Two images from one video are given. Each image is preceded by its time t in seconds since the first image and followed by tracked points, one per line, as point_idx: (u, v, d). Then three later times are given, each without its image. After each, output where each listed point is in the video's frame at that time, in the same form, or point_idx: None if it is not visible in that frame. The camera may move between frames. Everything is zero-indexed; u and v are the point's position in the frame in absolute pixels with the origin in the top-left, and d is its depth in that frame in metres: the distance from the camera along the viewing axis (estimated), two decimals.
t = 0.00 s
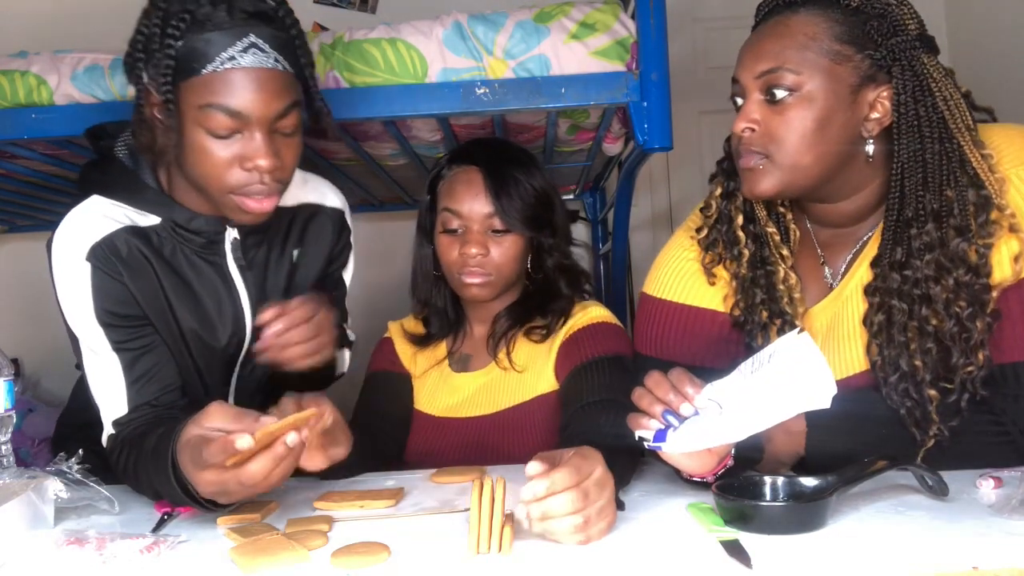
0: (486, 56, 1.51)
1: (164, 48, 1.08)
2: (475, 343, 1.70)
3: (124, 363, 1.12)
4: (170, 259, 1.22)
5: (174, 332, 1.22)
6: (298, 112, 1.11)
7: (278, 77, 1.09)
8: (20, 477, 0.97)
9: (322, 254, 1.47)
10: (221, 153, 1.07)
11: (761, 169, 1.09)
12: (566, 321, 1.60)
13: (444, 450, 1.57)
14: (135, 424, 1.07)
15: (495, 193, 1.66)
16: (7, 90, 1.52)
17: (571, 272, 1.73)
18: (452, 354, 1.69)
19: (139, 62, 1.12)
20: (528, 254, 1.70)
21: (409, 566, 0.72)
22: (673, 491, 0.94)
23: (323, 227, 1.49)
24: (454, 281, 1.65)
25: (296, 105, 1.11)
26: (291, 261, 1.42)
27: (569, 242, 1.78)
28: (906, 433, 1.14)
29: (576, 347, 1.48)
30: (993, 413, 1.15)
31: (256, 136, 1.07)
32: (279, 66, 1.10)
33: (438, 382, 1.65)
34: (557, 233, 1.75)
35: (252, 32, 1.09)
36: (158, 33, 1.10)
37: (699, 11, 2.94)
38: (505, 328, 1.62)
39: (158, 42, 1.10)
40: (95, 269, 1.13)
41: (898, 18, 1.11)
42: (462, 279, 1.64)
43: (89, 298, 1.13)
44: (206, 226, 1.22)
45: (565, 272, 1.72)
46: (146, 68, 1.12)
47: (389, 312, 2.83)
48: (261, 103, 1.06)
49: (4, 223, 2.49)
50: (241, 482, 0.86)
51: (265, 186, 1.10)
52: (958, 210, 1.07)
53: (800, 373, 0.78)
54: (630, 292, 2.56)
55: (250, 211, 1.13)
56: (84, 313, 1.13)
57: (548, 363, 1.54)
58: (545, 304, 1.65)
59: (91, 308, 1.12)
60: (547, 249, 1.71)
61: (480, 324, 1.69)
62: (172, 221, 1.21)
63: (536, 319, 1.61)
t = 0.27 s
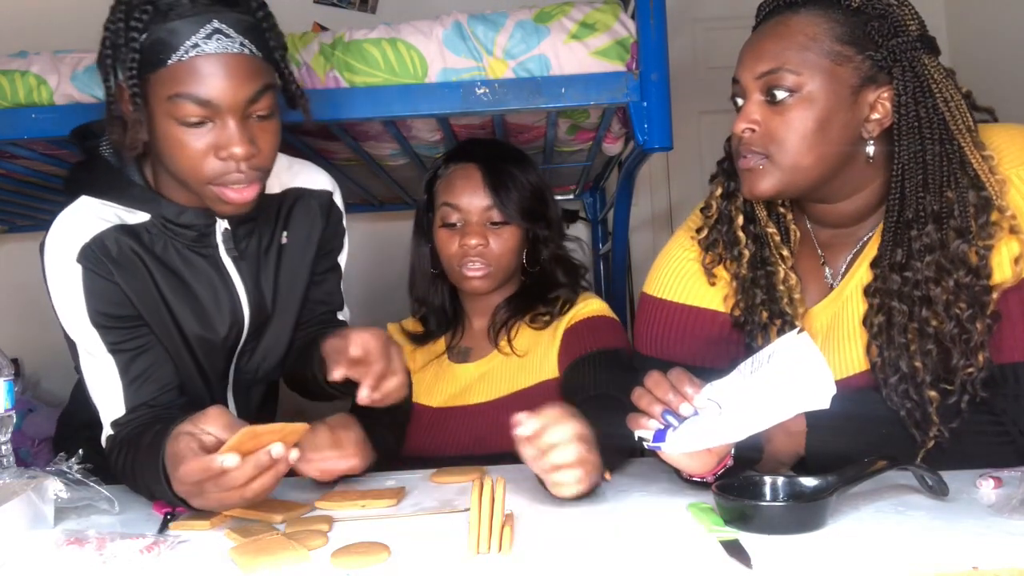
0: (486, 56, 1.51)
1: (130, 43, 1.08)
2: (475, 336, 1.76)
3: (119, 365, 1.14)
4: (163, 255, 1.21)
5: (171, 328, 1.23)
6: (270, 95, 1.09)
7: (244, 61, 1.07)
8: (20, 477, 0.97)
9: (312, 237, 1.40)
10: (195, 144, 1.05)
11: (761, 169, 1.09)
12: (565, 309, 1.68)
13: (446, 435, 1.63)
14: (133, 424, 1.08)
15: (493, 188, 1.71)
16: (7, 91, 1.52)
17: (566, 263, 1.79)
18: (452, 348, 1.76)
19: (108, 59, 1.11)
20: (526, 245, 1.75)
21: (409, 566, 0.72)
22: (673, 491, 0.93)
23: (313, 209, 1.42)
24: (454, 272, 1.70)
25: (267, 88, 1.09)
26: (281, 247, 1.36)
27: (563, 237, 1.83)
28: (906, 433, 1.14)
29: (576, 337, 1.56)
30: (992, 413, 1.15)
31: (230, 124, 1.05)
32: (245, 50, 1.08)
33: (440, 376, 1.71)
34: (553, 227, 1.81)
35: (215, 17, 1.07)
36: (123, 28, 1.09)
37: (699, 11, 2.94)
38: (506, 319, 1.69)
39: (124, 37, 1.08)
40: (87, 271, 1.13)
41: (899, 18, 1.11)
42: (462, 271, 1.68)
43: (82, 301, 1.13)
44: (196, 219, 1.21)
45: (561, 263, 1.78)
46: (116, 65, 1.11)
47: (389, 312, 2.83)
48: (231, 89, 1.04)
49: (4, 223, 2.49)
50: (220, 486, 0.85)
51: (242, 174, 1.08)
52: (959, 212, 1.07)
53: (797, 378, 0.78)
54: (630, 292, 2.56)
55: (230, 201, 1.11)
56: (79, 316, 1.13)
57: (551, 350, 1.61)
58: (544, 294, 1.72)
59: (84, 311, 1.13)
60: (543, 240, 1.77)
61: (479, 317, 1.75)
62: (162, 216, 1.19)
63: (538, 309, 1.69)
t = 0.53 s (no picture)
0: (486, 56, 1.51)
1: (108, 47, 1.08)
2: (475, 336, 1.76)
3: (114, 367, 1.13)
4: (152, 255, 1.21)
5: (163, 329, 1.23)
6: (254, 90, 1.08)
7: (226, 57, 1.07)
8: (20, 477, 0.97)
9: (301, 231, 1.38)
10: (184, 145, 1.05)
11: (761, 170, 1.09)
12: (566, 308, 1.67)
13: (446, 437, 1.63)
14: (132, 425, 1.08)
15: (494, 188, 1.74)
16: (7, 90, 1.52)
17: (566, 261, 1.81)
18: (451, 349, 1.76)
19: (88, 67, 1.11)
20: (527, 244, 1.77)
21: (409, 566, 0.72)
22: (673, 491, 0.93)
23: (300, 202, 1.39)
24: (457, 269, 1.72)
25: (252, 83, 1.08)
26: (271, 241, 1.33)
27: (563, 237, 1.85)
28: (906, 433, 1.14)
29: (574, 335, 1.56)
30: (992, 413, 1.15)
31: (217, 122, 1.04)
32: (225, 46, 1.07)
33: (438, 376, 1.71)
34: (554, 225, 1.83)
35: (192, 15, 1.07)
36: (100, 33, 1.08)
37: (699, 11, 2.94)
38: (505, 317, 1.69)
39: (101, 41, 1.09)
40: (75, 275, 1.13)
41: (900, 19, 1.10)
42: (465, 267, 1.71)
43: (71, 304, 1.13)
44: (184, 219, 1.20)
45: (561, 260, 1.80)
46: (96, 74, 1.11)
47: (389, 312, 2.83)
48: (215, 87, 1.04)
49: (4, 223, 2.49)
50: (233, 481, 0.86)
51: (234, 172, 1.07)
52: (959, 213, 1.07)
53: (793, 389, 0.77)
54: (630, 292, 2.56)
55: (224, 202, 1.10)
56: (70, 319, 1.13)
57: (550, 348, 1.61)
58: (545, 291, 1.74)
59: (74, 314, 1.13)
60: (544, 237, 1.78)
61: (479, 316, 1.77)
62: (150, 218, 1.19)
63: (537, 308, 1.69)
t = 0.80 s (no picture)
0: (486, 56, 1.51)
1: (94, 59, 1.09)
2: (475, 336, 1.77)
3: (113, 368, 1.14)
4: (149, 258, 1.21)
5: (161, 332, 1.23)
6: (242, 108, 1.07)
7: (209, 75, 1.06)
8: (20, 477, 0.97)
9: (305, 235, 1.37)
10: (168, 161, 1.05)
11: (762, 172, 1.09)
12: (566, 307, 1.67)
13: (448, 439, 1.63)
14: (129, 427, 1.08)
15: (496, 188, 1.74)
16: (7, 91, 1.52)
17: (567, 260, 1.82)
18: (452, 349, 1.77)
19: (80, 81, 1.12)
20: (528, 244, 1.77)
21: (409, 566, 0.72)
22: (673, 491, 0.93)
23: (304, 206, 1.37)
24: (460, 270, 1.73)
25: (240, 101, 1.07)
26: (273, 246, 1.33)
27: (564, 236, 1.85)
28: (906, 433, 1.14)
29: (575, 338, 1.55)
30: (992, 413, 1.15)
31: (201, 141, 1.04)
32: (210, 65, 1.07)
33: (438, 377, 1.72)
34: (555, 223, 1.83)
35: (178, 32, 1.07)
36: (89, 44, 1.10)
37: (699, 11, 2.94)
38: (506, 318, 1.70)
39: (90, 52, 1.10)
40: (72, 277, 1.13)
41: (900, 20, 1.11)
42: (468, 268, 1.71)
43: (69, 306, 1.13)
44: (180, 224, 1.20)
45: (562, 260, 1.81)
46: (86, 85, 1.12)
47: (389, 312, 2.83)
48: (198, 105, 1.03)
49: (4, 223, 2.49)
50: (213, 482, 0.85)
51: (216, 191, 1.07)
52: (960, 215, 1.07)
53: (797, 378, 0.78)
54: (630, 292, 2.56)
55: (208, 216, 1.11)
56: (67, 321, 1.14)
57: (548, 352, 1.60)
58: (546, 291, 1.74)
59: (71, 316, 1.14)
60: (546, 238, 1.80)
61: (480, 316, 1.77)
62: (147, 221, 1.19)
63: (538, 307, 1.68)
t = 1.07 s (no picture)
0: (486, 56, 1.51)
1: (102, 63, 1.09)
2: (477, 336, 1.77)
3: (113, 368, 1.15)
4: (151, 260, 1.21)
5: (163, 333, 1.24)
6: (247, 120, 1.07)
7: (214, 85, 1.05)
8: (20, 477, 0.97)
9: (309, 241, 1.37)
10: (168, 169, 1.05)
11: (764, 175, 1.09)
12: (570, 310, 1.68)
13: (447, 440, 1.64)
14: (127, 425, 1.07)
15: (502, 189, 1.74)
16: (7, 91, 1.52)
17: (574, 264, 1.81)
18: (454, 350, 1.77)
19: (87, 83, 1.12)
20: (533, 249, 1.78)
21: (409, 566, 0.72)
22: (673, 491, 0.93)
23: (308, 212, 1.37)
24: (463, 273, 1.73)
25: (245, 113, 1.07)
26: (278, 251, 1.34)
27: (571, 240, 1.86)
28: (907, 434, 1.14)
29: (580, 341, 1.55)
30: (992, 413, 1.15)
31: (203, 152, 1.04)
32: (216, 76, 1.06)
33: (440, 376, 1.72)
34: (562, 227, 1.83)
35: (187, 43, 1.07)
36: (98, 47, 1.10)
37: (699, 11, 2.94)
38: (510, 322, 1.70)
39: (98, 55, 1.10)
40: (74, 278, 1.13)
41: (901, 21, 1.11)
42: (471, 273, 1.72)
43: (70, 306, 1.14)
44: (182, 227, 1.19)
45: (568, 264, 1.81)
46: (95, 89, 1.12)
47: (389, 312, 2.83)
48: (202, 116, 1.03)
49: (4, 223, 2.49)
50: (186, 475, 0.86)
51: (217, 204, 1.08)
52: (961, 216, 1.07)
53: (800, 385, 0.78)
54: (630, 292, 2.56)
55: (208, 224, 1.12)
56: (69, 321, 1.14)
57: (552, 357, 1.60)
58: (551, 294, 1.74)
59: (72, 316, 1.14)
60: (552, 242, 1.80)
61: (485, 317, 1.77)
62: (149, 223, 1.18)
63: (543, 311, 1.69)
